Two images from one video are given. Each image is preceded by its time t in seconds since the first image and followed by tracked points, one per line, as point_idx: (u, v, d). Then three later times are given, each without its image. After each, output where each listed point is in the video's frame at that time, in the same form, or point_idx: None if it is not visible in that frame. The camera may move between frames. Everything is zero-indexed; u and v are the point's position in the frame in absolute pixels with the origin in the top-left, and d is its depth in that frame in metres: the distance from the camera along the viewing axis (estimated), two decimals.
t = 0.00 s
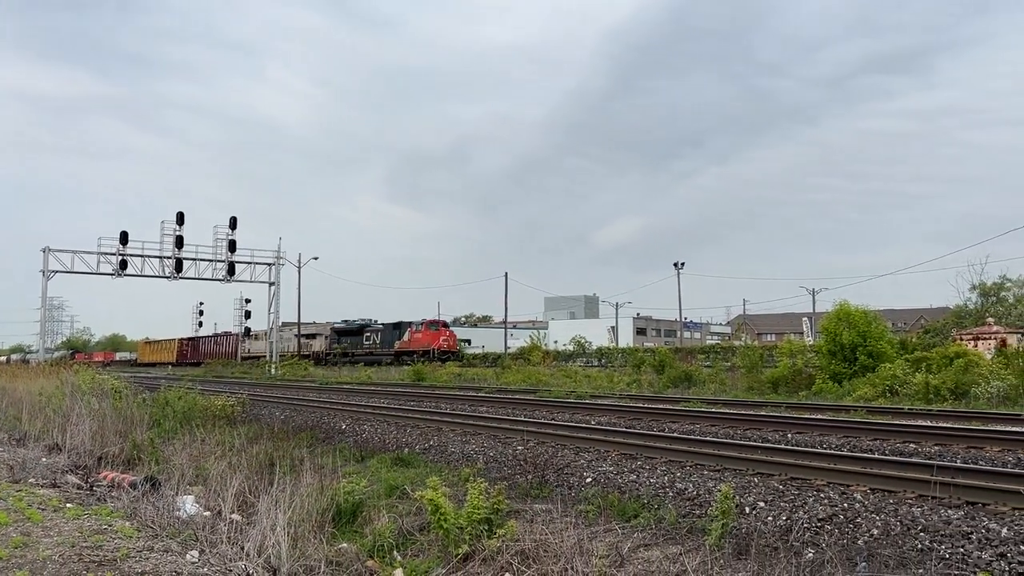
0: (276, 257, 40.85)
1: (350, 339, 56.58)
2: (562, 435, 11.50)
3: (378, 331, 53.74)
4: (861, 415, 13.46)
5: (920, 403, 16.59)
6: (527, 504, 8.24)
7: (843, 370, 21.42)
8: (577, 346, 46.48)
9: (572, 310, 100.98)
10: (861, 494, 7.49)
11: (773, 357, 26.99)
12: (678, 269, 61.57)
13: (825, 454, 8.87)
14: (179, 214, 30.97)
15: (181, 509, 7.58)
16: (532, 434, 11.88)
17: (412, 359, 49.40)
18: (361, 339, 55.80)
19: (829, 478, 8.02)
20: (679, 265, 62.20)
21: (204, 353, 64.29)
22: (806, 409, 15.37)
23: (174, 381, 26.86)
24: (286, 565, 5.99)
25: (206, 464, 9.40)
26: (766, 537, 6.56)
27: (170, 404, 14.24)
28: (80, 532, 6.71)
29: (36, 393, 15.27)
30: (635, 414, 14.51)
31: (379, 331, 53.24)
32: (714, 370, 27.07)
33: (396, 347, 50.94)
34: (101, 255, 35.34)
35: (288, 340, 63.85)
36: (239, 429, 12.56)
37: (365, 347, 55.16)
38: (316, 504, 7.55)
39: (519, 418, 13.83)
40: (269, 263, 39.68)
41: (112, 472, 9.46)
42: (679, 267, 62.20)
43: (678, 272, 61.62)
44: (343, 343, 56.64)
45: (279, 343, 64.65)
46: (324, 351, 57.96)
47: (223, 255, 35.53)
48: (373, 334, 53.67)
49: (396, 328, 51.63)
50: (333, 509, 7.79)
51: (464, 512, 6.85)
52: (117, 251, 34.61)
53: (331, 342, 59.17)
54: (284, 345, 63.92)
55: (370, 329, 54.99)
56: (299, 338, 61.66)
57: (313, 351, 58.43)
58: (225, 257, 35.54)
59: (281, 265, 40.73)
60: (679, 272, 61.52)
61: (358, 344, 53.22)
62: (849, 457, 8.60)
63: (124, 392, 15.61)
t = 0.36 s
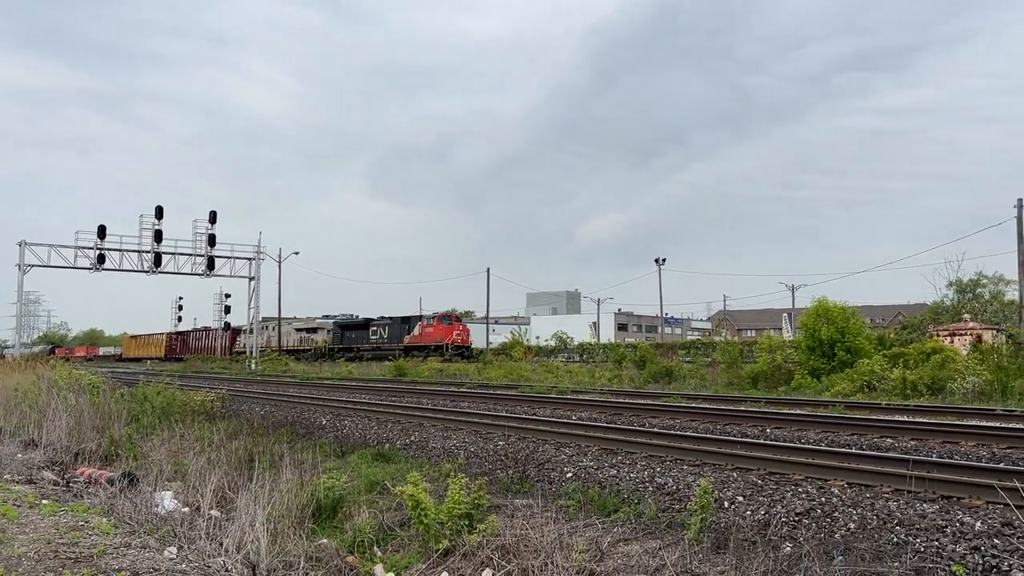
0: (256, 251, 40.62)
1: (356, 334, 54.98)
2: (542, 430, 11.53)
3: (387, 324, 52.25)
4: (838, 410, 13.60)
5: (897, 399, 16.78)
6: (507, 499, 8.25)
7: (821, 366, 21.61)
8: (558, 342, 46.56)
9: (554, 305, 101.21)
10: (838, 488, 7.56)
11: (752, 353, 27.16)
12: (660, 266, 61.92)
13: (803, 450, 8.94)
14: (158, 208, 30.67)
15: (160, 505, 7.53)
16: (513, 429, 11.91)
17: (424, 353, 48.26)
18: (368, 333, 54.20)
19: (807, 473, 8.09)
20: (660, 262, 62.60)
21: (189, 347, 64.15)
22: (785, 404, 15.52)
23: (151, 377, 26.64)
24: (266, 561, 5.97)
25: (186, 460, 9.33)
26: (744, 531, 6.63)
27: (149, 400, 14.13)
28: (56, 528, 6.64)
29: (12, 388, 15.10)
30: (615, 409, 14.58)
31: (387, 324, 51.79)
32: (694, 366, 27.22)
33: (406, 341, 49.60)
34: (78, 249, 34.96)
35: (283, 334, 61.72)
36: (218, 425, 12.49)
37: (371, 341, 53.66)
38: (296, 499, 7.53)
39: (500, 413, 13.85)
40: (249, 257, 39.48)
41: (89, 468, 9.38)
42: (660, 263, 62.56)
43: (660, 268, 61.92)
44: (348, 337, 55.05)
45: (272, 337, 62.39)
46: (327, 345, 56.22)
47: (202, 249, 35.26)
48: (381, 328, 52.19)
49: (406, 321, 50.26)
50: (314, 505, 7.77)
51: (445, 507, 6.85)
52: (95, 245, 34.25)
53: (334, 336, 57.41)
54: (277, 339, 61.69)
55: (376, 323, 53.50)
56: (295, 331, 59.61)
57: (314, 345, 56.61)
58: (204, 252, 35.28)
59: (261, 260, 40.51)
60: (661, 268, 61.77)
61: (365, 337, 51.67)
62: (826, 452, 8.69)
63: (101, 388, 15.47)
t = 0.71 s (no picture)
0: (235, 248, 40.34)
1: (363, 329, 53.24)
2: (522, 428, 11.53)
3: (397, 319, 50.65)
4: (815, 407, 13.73)
5: (873, 396, 16.94)
6: (487, 496, 8.25)
7: (799, 363, 21.78)
8: (539, 339, 46.65)
9: (535, 303, 101.36)
10: (815, 484, 7.62)
11: (731, 350, 27.34)
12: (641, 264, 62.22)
13: (781, 446, 9.01)
14: (136, 203, 30.37)
15: (136, 504, 7.46)
16: (493, 427, 11.90)
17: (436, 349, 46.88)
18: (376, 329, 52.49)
19: (785, 469, 8.15)
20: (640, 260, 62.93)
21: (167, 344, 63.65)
22: (763, 401, 15.64)
23: (127, 374, 26.39)
24: (244, 559, 5.93)
25: (162, 457, 9.25)
26: (722, 527, 6.67)
27: (125, 397, 13.99)
28: (29, 527, 6.56)
29: None
30: (595, 406, 14.62)
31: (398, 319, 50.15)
32: (673, 363, 27.33)
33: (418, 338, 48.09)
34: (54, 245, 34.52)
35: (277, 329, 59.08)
36: (196, 422, 12.40)
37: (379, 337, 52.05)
38: (274, 497, 7.48)
39: (481, 411, 13.84)
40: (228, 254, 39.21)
41: (63, 466, 9.26)
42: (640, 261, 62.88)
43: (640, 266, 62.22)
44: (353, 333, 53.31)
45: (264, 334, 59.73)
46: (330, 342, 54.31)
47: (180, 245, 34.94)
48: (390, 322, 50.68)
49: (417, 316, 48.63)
50: (292, 503, 7.72)
51: (424, 504, 6.84)
52: (71, 240, 33.83)
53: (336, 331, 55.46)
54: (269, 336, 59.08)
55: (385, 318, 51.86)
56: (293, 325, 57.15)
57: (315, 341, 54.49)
58: (182, 248, 34.95)
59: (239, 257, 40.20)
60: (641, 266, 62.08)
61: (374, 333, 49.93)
62: (804, 448, 8.76)
63: (76, 385, 15.27)
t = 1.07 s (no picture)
0: (208, 246, 39.95)
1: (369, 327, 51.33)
2: (498, 427, 11.52)
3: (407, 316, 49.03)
4: (789, 406, 13.86)
5: (846, 395, 17.11)
6: (463, 496, 8.23)
7: (773, 362, 21.95)
8: (516, 339, 46.69)
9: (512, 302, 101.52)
10: (788, 483, 7.68)
11: (707, 350, 27.50)
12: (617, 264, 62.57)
13: (755, 445, 9.07)
14: (108, 200, 29.99)
15: (106, 504, 7.35)
16: (469, 426, 11.87)
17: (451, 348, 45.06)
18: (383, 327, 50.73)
19: (758, 468, 8.21)
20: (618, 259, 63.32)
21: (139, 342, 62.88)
22: (737, 400, 15.76)
23: (97, 374, 26.04)
24: (215, 559, 5.87)
25: (133, 458, 9.13)
26: (696, 526, 6.71)
27: (96, 397, 13.81)
28: None
29: None
30: (571, 405, 14.65)
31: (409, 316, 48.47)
32: (649, 362, 27.43)
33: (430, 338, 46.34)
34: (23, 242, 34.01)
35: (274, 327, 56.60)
36: (169, 422, 12.28)
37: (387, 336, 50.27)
38: (247, 497, 7.41)
39: (457, 410, 13.82)
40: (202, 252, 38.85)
41: (32, 467, 9.12)
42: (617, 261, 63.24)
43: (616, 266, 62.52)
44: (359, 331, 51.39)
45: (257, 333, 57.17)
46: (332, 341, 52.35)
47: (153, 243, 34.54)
48: (399, 321, 49.02)
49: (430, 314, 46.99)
50: (265, 503, 7.66)
51: (399, 504, 6.82)
52: (41, 238, 33.33)
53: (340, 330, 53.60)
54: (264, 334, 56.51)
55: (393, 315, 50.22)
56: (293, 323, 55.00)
57: (317, 340, 52.39)
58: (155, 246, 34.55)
59: (214, 255, 39.83)
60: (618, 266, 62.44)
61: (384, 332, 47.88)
62: (778, 447, 8.82)
63: (46, 384, 15.05)
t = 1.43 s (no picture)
0: (178, 246, 39.54)
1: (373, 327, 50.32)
2: (471, 429, 11.51)
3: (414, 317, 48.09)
4: (759, 407, 14.01)
5: (816, 397, 17.32)
6: (435, 498, 8.21)
7: (744, 364, 22.16)
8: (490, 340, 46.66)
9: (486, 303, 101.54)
10: (758, 483, 7.75)
11: (679, 351, 27.68)
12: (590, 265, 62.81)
13: (726, 446, 9.14)
14: (76, 199, 29.55)
15: (72, 508, 7.25)
16: (442, 428, 11.84)
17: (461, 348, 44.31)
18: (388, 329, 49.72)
19: (729, 469, 8.28)
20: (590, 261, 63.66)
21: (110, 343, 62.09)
22: (708, 401, 15.92)
23: (63, 375, 25.63)
24: (183, 562, 5.82)
25: (100, 460, 9.00)
26: (667, 527, 6.75)
27: (62, 398, 13.60)
28: None
29: None
30: (544, 407, 14.66)
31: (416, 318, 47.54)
32: (622, 364, 27.56)
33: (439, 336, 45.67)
34: None
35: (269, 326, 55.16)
36: (137, 424, 12.12)
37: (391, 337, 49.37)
38: (217, 500, 7.34)
39: (430, 411, 13.81)
40: (171, 252, 38.46)
41: None
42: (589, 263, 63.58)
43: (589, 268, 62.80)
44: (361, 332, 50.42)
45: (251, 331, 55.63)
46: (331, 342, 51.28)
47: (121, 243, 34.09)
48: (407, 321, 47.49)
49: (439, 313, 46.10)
50: (235, 505, 7.59)
51: (371, 506, 6.79)
52: (6, 236, 32.74)
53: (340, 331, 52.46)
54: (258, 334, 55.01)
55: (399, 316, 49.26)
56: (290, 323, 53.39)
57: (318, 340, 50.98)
58: (123, 245, 34.11)
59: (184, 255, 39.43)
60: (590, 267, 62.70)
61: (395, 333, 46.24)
62: (748, 448, 8.89)
63: (10, 385, 14.81)
